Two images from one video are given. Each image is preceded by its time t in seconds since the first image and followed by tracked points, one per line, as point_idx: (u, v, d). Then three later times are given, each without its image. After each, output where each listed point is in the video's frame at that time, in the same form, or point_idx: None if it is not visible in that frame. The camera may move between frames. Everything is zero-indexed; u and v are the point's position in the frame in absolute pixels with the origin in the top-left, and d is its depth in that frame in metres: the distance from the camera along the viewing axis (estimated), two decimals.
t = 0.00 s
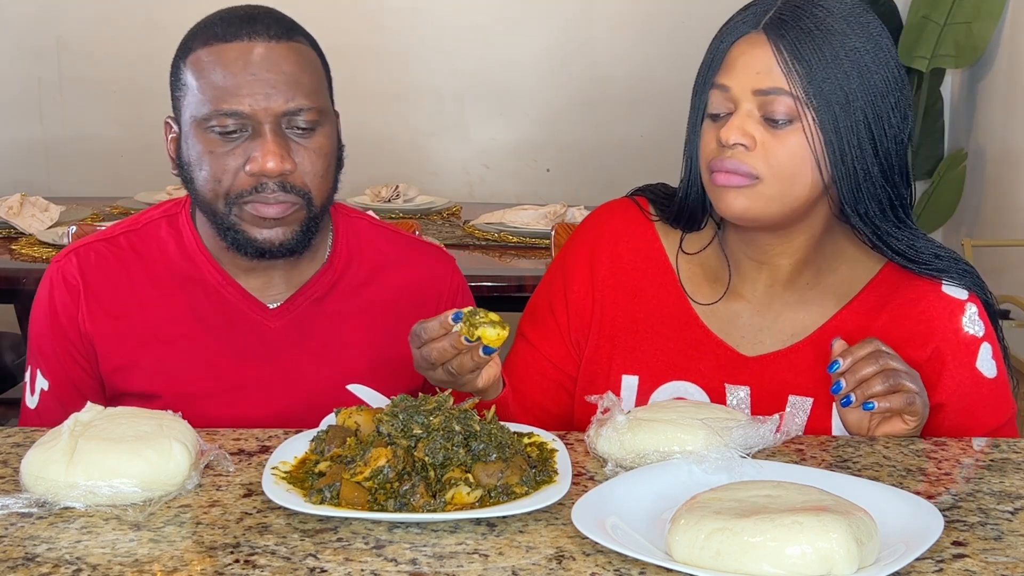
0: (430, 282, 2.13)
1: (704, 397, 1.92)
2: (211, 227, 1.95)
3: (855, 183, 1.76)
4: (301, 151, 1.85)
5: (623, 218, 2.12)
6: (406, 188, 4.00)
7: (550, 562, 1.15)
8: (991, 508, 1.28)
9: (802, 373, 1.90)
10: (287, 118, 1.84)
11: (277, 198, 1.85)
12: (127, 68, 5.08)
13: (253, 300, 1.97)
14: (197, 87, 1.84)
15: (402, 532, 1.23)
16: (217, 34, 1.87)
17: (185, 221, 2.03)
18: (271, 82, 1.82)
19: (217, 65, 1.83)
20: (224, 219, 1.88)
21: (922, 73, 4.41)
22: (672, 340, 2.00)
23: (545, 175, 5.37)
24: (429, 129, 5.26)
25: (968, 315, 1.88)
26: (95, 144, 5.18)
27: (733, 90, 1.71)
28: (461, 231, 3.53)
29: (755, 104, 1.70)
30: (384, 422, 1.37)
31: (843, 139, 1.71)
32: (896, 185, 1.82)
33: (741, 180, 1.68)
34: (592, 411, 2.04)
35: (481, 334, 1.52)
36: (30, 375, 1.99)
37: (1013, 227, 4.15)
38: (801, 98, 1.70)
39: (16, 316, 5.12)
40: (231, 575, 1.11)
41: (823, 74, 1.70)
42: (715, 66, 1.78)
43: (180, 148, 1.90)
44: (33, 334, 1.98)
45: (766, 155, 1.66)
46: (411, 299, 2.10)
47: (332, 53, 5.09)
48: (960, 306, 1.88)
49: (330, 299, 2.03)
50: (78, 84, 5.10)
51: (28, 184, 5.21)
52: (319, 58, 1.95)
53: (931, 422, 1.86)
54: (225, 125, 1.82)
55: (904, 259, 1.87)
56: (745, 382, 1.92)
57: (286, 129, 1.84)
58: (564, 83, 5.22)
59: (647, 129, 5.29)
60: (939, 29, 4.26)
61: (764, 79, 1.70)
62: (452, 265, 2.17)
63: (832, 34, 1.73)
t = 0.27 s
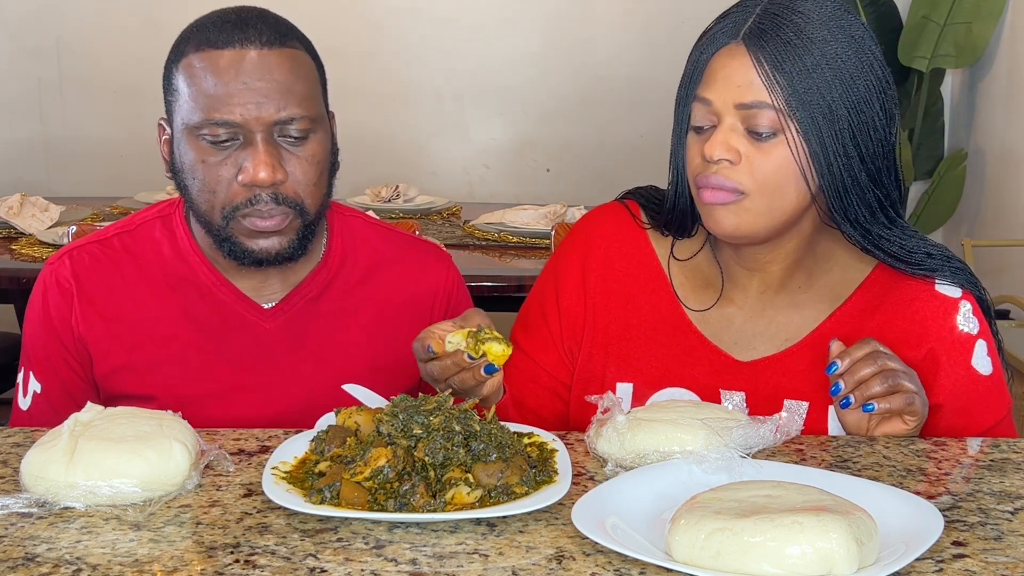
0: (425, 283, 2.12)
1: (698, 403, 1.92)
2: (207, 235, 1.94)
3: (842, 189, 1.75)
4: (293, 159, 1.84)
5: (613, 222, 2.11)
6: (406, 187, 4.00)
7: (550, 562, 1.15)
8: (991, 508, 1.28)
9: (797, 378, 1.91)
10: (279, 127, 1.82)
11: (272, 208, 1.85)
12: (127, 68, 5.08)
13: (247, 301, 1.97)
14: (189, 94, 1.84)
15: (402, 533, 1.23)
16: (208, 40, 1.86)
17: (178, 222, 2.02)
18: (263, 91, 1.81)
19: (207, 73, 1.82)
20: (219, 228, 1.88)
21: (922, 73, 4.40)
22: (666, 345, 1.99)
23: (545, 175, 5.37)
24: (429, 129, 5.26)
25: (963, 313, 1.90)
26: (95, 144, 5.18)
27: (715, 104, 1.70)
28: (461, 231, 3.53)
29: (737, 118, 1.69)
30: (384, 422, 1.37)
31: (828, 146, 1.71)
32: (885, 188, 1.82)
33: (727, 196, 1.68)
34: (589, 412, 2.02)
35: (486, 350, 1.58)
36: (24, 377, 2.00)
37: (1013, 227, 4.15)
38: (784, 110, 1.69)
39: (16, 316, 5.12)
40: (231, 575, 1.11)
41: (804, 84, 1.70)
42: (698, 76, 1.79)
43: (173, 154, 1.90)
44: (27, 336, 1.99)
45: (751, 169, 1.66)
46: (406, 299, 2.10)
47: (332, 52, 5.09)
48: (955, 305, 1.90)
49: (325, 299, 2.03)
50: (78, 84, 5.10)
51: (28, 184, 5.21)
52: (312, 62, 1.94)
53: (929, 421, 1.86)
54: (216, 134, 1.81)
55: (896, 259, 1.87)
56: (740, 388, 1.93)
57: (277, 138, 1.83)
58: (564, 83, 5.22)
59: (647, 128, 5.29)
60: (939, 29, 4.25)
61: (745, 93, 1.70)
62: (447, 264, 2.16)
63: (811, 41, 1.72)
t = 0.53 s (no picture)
0: (429, 280, 2.12)
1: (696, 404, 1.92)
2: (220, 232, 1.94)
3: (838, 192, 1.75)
4: (308, 155, 1.84)
5: (612, 222, 2.11)
6: (406, 188, 4.00)
7: (550, 562, 1.15)
8: (991, 508, 1.28)
9: (796, 377, 1.91)
10: (295, 123, 1.82)
11: (288, 203, 1.84)
12: (127, 68, 5.07)
13: (252, 296, 1.97)
14: (204, 91, 1.84)
15: (402, 533, 1.23)
16: (223, 37, 1.86)
17: (184, 218, 2.02)
18: (278, 87, 1.81)
19: (223, 70, 1.82)
20: (235, 224, 1.88)
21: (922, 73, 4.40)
22: (665, 344, 1.99)
23: (545, 175, 5.37)
24: (429, 130, 5.26)
25: (962, 311, 1.89)
26: (95, 144, 5.18)
27: (710, 109, 1.70)
28: (461, 231, 3.53)
29: (731, 123, 1.69)
30: (384, 422, 1.37)
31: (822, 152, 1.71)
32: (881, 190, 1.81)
33: (722, 203, 1.69)
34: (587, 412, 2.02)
35: (484, 345, 1.55)
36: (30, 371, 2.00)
37: (1013, 227, 4.14)
38: (778, 115, 1.69)
39: (16, 316, 5.12)
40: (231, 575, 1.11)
41: (797, 89, 1.70)
42: (691, 83, 1.79)
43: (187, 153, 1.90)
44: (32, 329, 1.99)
45: (745, 175, 1.67)
46: (409, 297, 2.10)
47: (332, 53, 5.09)
48: (953, 304, 1.90)
49: (329, 295, 2.03)
50: (78, 84, 5.10)
51: (28, 185, 5.20)
52: (324, 61, 1.94)
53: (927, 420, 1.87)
54: (233, 130, 1.82)
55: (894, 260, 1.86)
56: (739, 388, 1.93)
57: (293, 134, 1.83)
58: (564, 83, 5.22)
59: (647, 128, 5.29)
60: (939, 29, 4.25)
61: (739, 98, 1.70)
62: (450, 261, 2.17)
63: (804, 45, 1.72)
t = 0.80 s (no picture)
0: (434, 279, 2.12)
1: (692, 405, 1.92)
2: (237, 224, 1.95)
3: (830, 197, 1.76)
4: (331, 147, 1.86)
5: (604, 224, 2.11)
6: (406, 188, 4.00)
7: (550, 562, 1.15)
8: (991, 508, 1.28)
9: (791, 377, 1.92)
10: (320, 116, 1.85)
11: (310, 194, 1.87)
12: (126, 68, 5.07)
13: (258, 293, 1.97)
14: (230, 82, 1.86)
15: (402, 533, 1.23)
16: (249, 30, 1.88)
17: (191, 216, 2.03)
18: (305, 80, 1.83)
19: (249, 62, 1.84)
20: (255, 214, 1.90)
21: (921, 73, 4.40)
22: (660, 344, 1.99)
23: (545, 175, 5.37)
24: (429, 130, 5.26)
25: (957, 307, 1.91)
26: (95, 144, 5.17)
27: (701, 114, 1.69)
28: (461, 231, 3.53)
29: (723, 129, 1.68)
30: (384, 422, 1.37)
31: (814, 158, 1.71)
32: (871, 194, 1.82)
33: (714, 209, 1.69)
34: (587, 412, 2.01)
35: (516, 323, 1.58)
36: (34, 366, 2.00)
37: (1013, 227, 4.14)
38: (770, 121, 1.69)
39: (15, 316, 5.12)
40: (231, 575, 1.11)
41: (790, 95, 1.69)
42: (682, 88, 1.77)
43: (207, 143, 1.92)
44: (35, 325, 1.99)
45: (737, 181, 1.67)
46: (414, 296, 2.10)
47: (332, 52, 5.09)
48: (949, 299, 1.91)
49: (336, 293, 2.03)
50: (78, 84, 5.09)
51: (28, 185, 5.20)
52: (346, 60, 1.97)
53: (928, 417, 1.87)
54: (259, 121, 1.84)
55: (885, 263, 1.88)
56: (734, 388, 1.93)
57: (318, 127, 1.85)
58: (564, 83, 5.22)
59: (647, 128, 5.29)
60: (939, 29, 4.25)
61: (732, 105, 1.69)
62: (454, 261, 2.17)
63: (795, 50, 1.72)
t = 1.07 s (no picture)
0: (435, 279, 2.12)
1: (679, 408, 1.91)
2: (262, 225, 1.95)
3: (808, 203, 1.76)
4: (362, 140, 1.88)
5: (587, 228, 2.11)
6: (406, 188, 4.00)
7: (550, 562, 1.15)
8: (991, 508, 1.28)
9: (777, 379, 1.91)
10: (349, 108, 1.87)
11: (345, 186, 1.88)
12: (126, 68, 5.07)
13: (261, 291, 1.98)
14: (258, 80, 1.88)
15: (402, 533, 1.22)
16: (273, 29, 1.90)
17: (196, 213, 2.05)
18: (334, 74, 1.85)
19: (276, 59, 1.86)
20: (290, 210, 1.90)
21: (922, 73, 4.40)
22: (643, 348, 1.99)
23: (545, 175, 5.37)
24: (430, 130, 5.26)
25: (942, 301, 1.91)
26: (95, 144, 5.18)
27: (680, 117, 1.69)
28: (461, 232, 3.53)
29: (701, 133, 1.68)
30: (384, 422, 1.37)
31: (792, 165, 1.71)
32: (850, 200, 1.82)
33: (691, 214, 1.69)
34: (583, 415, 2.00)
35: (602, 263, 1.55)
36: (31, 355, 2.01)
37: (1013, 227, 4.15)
38: (748, 125, 1.69)
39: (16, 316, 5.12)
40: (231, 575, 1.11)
41: (767, 101, 1.69)
42: (661, 91, 1.77)
43: (235, 143, 1.93)
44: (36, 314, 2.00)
45: (713, 187, 1.67)
46: (416, 296, 2.10)
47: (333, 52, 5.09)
48: (933, 294, 1.91)
49: (338, 293, 2.03)
50: (78, 85, 5.10)
51: (28, 185, 5.20)
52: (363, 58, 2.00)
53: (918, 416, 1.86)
54: (290, 116, 1.85)
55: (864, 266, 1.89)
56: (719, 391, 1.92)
57: (347, 120, 1.87)
58: (565, 83, 5.22)
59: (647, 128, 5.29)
60: (939, 29, 4.26)
61: (711, 108, 1.69)
62: (457, 262, 2.16)
63: (776, 55, 1.71)
